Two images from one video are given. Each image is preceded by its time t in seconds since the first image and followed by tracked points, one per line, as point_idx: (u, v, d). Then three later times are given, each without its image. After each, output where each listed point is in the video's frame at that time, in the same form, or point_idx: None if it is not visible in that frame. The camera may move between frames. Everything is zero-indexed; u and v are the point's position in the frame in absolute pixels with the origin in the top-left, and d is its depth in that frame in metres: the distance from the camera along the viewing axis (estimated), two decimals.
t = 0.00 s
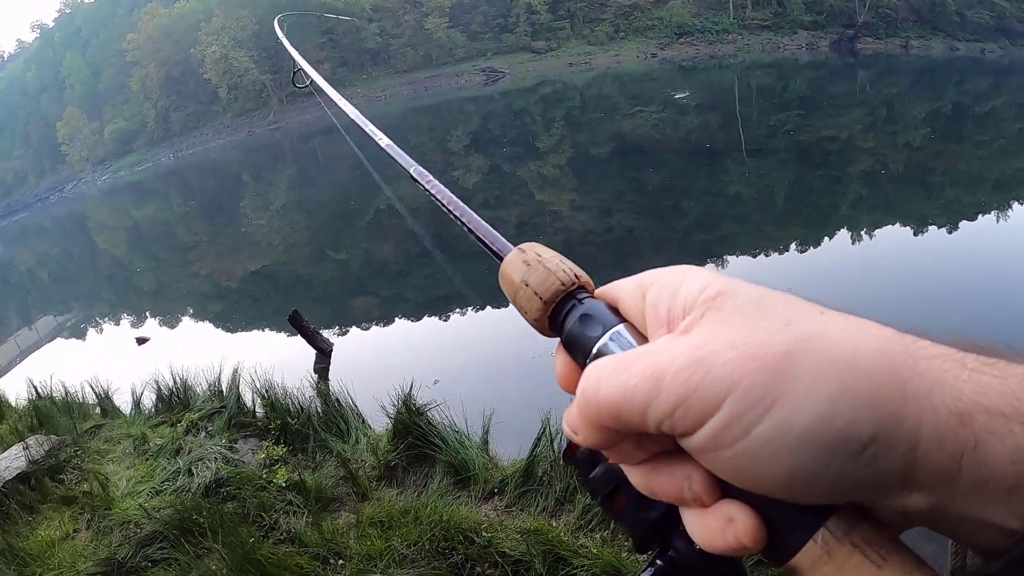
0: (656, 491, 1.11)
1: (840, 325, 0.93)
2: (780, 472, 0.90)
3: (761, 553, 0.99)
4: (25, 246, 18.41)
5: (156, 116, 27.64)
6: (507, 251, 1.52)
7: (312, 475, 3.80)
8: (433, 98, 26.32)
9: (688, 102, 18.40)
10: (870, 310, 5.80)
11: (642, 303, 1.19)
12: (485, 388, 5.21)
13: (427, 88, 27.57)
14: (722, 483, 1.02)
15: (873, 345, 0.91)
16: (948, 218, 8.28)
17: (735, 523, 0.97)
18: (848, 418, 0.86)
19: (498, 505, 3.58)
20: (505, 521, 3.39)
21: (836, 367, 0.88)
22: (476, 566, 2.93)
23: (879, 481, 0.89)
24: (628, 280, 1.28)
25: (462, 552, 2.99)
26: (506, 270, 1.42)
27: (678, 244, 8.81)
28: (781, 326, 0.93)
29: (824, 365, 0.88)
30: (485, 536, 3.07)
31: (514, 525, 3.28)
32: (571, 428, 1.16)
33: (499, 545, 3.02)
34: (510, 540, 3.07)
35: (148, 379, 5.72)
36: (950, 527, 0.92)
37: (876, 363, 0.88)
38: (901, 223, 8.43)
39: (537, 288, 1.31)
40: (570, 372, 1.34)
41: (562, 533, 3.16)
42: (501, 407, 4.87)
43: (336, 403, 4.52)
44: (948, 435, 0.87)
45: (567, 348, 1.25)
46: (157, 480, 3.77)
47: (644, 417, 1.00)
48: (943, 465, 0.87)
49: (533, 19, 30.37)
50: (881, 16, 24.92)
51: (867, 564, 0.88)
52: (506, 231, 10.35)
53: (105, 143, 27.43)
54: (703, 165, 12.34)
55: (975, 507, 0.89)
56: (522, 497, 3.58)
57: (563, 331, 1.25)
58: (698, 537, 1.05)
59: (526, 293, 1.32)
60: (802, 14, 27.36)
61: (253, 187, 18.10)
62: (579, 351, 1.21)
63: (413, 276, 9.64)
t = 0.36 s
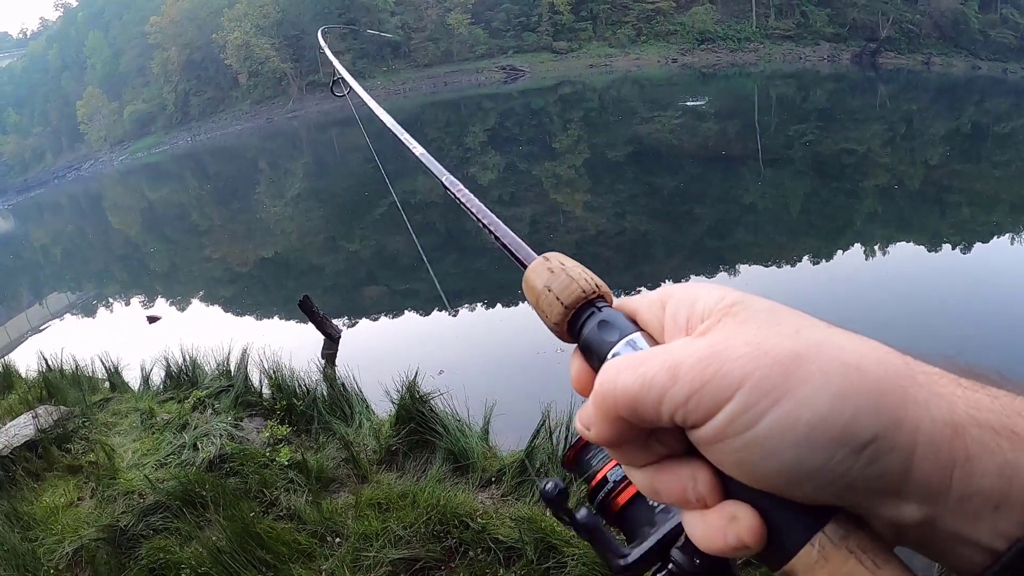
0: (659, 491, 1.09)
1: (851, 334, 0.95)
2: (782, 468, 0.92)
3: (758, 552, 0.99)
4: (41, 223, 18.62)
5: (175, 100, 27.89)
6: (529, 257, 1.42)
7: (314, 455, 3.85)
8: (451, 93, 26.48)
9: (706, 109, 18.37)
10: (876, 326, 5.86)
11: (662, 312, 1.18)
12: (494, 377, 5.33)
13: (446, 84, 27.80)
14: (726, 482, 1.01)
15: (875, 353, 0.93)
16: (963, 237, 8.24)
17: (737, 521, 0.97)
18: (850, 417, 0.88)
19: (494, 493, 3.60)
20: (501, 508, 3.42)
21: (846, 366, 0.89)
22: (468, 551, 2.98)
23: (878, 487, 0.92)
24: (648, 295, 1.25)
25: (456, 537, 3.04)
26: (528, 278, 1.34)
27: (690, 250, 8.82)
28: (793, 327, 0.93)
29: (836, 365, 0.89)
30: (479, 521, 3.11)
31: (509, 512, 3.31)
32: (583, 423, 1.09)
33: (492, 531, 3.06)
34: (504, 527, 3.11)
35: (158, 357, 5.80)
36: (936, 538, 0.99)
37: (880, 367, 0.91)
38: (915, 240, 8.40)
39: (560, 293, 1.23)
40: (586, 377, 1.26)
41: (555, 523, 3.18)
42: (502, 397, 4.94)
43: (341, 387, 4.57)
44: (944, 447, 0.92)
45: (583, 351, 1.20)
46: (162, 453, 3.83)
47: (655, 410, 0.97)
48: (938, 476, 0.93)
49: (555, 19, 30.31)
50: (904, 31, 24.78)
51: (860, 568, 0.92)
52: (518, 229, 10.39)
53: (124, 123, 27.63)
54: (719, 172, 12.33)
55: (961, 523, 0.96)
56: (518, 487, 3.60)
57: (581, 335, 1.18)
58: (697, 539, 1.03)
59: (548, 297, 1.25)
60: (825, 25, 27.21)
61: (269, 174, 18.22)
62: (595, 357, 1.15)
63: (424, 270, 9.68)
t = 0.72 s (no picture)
0: (649, 500, 1.18)
1: (817, 356, 0.97)
2: (753, 495, 0.96)
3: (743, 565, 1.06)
4: (43, 217, 18.65)
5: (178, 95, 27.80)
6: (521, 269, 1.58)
7: (312, 444, 3.91)
8: (454, 92, 26.55)
9: (708, 111, 18.41)
10: (875, 331, 5.84)
11: (639, 325, 1.23)
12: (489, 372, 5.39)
13: (449, 83, 27.81)
14: (705, 499, 1.07)
15: (847, 380, 0.95)
16: (962, 243, 8.26)
17: (716, 539, 1.05)
18: (819, 446, 0.91)
19: (485, 481, 3.69)
20: (491, 496, 3.49)
21: (811, 400, 0.92)
22: (458, 536, 3.05)
23: (852, 507, 0.95)
24: (627, 301, 1.33)
25: (447, 520, 3.11)
26: (515, 284, 1.49)
27: (689, 252, 8.87)
28: (757, 358, 0.96)
29: (797, 398, 0.92)
30: (470, 508, 3.19)
31: (498, 500, 3.38)
32: (571, 443, 1.20)
33: (482, 516, 3.14)
34: (493, 513, 3.18)
35: (160, 349, 5.87)
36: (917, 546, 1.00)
37: (849, 393, 0.93)
38: (914, 244, 8.43)
39: (543, 306, 1.37)
40: (575, 387, 1.37)
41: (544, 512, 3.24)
42: (495, 390, 5.01)
43: (339, 379, 4.64)
44: (917, 468, 0.93)
45: (570, 365, 1.32)
46: (164, 441, 3.90)
47: (631, 437, 1.05)
48: (911, 497, 0.94)
49: (558, 19, 30.21)
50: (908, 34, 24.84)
51: None
52: (519, 228, 10.43)
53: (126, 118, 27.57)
54: (719, 174, 12.36)
55: (940, 536, 0.97)
56: (507, 476, 3.68)
57: (567, 348, 1.30)
58: (685, 546, 1.12)
59: (532, 311, 1.38)
60: (828, 28, 27.28)
61: (271, 171, 18.26)
62: (580, 366, 1.26)
63: (424, 269, 9.73)
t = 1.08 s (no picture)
0: (669, 438, 1.17)
1: (830, 287, 0.98)
2: (774, 414, 0.98)
3: (763, 491, 1.06)
4: (43, 210, 18.66)
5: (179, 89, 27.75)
6: (533, 226, 1.60)
7: (314, 433, 3.95)
8: (455, 89, 26.59)
9: (709, 111, 18.43)
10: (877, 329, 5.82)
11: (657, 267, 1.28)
12: (492, 364, 5.46)
13: (450, 80, 27.83)
14: (727, 426, 1.07)
15: (858, 305, 0.96)
16: (961, 246, 8.29)
17: (740, 464, 1.04)
18: (837, 366, 0.92)
19: (485, 472, 3.72)
20: (491, 486, 3.52)
21: (831, 324, 0.92)
22: (458, 524, 3.07)
23: (866, 427, 0.97)
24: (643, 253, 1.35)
25: (447, 509, 3.13)
26: (534, 241, 1.52)
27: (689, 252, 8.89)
28: (780, 286, 0.97)
29: (818, 321, 0.92)
30: (469, 497, 3.21)
31: (497, 490, 3.41)
32: (594, 381, 1.17)
33: (481, 506, 3.15)
34: (492, 502, 3.21)
35: (161, 341, 5.89)
36: (928, 472, 1.02)
37: (863, 317, 0.94)
38: (914, 246, 8.48)
39: (564, 257, 1.40)
40: (590, 334, 1.38)
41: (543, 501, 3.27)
42: (496, 383, 5.07)
43: (341, 370, 4.67)
44: (928, 389, 0.95)
45: (591, 313, 1.33)
46: (166, 429, 3.93)
47: (658, 360, 1.03)
48: (922, 415, 0.97)
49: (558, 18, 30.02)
50: (909, 37, 24.87)
51: (859, 503, 0.98)
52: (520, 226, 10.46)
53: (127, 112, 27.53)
54: (720, 174, 12.40)
55: (950, 459, 0.99)
56: (507, 466, 3.71)
57: (587, 294, 1.33)
58: (707, 480, 1.11)
59: (553, 261, 1.42)
60: (829, 30, 27.32)
61: (272, 166, 18.26)
62: (602, 314, 1.29)
63: (424, 264, 9.76)
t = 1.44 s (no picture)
0: (701, 460, 1.09)
1: (854, 310, 1.00)
2: (806, 429, 0.96)
3: (791, 507, 1.01)
4: (41, 204, 18.60)
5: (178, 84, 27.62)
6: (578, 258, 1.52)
7: (308, 429, 3.94)
8: (455, 86, 26.51)
9: (709, 111, 18.43)
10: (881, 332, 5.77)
11: (696, 298, 1.21)
12: (488, 361, 5.44)
13: (450, 77, 27.75)
14: (761, 442, 1.02)
15: (877, 327, 0.98)
16: (960, 249, 8.27)
17: (770, 477, 0.99)
18: (861, 378, 0.94)
19: (481, 468, 3.71)
20: (485, 482, 3.51)
21: (856, 341, 0.95)
22: (453, 520, 3.07)
23: (889, 443, 0.97)
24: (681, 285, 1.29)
25: (442, 505, 3.13)
26: (578, 273, 1.43)
27: (688, 251, 8.87)
28: (811, 308, 0.98)
29: (843, 337, 0.94)
30: (465, 493, 3.19)
31: (492, 486, 3.40)
32: (631, 401, 1.11)
33: (477, 501, 3.15)
34: (487, 498, 3.19)
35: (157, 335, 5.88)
36: (946, 491, 1.03)
37: (882, 334, 0.97)
38: (913, 248, 8.46)
39: (608, 283, 1.32)
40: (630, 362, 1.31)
41: (538, 498, 3.27)
42: (493, 381, 5.03)
43: (338, 365, 4.65)
44: (946, 403, 0.97)
45: (631, 337, 1.26)
46: (161, 424, 3.92)
47: (696, 378, 1.00)
48: (942, 432, 0.98)
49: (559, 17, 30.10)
50: (910, 39, 24.88)
51: (882, 515, 0.94)
52: (519, 224, 10.44)
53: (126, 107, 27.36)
54: (719, 174, 12.39)
55: (968, 476, 1.00)
56: (503, 463, 3.71)
57: (627, 322, 1.25)
58: (737, 495, 1.04)
59: (597, 288, 1.33)
60: (830, 31, 27.33)
61: (271, 162, 18.22)
62: (640, 341, 1.21)
63: (421, 262, 9.74)
